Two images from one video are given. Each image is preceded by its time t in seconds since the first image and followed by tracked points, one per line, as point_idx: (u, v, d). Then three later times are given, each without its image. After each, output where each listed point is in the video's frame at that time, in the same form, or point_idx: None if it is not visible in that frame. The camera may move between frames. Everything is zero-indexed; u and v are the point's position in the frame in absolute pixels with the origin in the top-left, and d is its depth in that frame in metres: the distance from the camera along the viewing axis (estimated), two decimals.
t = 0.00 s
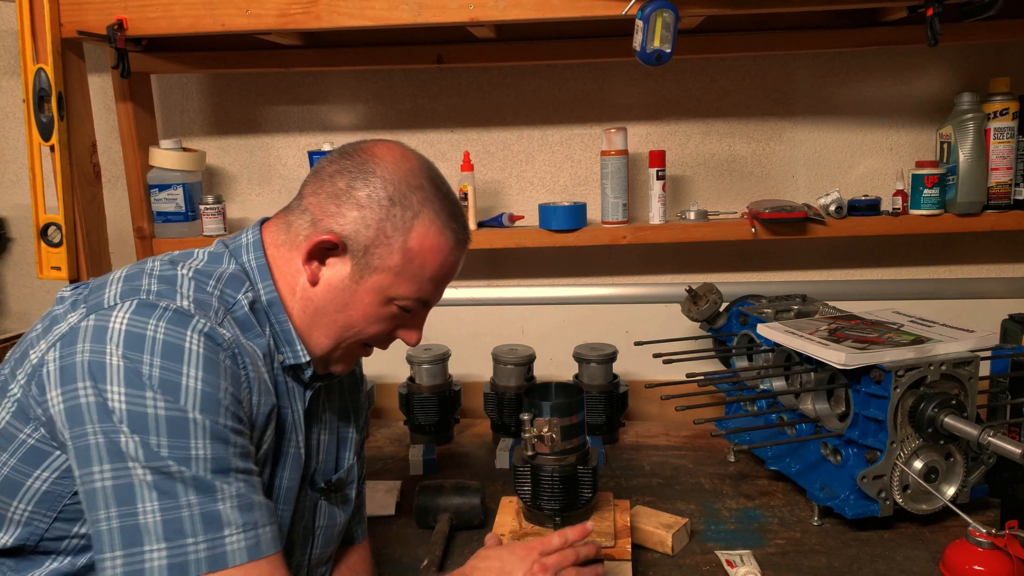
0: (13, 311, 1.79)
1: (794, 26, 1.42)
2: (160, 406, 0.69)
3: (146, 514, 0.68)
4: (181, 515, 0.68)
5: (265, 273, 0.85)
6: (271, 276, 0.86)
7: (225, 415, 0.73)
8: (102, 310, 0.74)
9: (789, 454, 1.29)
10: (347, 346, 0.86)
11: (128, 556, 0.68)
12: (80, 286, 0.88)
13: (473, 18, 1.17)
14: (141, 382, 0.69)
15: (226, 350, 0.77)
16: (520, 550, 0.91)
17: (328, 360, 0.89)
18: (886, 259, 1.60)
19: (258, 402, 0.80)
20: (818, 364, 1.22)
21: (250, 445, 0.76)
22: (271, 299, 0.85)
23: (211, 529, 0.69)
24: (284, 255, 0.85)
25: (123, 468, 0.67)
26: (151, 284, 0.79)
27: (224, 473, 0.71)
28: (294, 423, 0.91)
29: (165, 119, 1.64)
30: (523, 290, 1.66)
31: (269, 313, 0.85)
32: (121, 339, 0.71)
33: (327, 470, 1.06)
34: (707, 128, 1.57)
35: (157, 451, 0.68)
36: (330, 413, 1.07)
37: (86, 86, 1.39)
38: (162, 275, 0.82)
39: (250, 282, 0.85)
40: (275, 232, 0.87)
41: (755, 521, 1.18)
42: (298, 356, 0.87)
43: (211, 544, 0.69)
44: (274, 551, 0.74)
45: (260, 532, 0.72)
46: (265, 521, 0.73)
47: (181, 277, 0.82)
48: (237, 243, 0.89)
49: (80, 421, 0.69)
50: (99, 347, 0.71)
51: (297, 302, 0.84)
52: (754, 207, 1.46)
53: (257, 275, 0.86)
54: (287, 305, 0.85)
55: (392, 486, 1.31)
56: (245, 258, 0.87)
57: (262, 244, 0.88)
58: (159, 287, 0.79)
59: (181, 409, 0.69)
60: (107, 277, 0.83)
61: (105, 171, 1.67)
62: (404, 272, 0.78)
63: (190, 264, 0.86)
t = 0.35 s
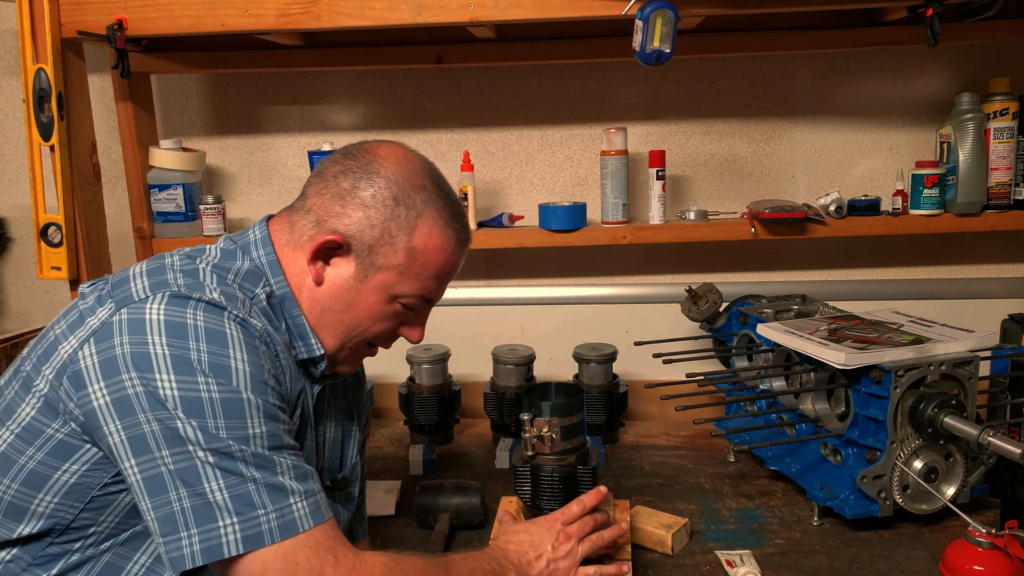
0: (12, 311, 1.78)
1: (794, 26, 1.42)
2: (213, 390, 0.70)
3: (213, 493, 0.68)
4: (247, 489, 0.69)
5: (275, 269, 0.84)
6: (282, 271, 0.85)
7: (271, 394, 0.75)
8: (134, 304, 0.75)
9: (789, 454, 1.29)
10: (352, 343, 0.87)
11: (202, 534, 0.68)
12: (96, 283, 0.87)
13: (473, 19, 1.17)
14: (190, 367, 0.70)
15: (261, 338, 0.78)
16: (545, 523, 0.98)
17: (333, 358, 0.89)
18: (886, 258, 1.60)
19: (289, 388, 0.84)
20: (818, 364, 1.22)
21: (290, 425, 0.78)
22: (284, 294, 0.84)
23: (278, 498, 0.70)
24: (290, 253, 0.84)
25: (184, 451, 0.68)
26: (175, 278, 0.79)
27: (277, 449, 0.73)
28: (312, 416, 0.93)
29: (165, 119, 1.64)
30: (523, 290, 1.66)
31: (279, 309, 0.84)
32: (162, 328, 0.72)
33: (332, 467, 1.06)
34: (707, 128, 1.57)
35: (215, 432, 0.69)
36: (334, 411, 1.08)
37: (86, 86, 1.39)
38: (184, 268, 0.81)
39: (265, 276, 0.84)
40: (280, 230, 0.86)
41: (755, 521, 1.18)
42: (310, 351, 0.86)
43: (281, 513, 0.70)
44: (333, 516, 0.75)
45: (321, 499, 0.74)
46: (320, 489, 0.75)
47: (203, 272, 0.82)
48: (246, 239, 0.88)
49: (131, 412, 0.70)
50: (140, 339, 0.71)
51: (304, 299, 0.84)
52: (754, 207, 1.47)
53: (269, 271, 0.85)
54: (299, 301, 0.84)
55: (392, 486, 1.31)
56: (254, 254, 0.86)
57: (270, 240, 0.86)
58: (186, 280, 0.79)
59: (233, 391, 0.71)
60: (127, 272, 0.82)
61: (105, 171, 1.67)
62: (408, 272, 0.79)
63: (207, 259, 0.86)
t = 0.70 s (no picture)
0: (12, 311, 1.78)
1: (794, 26, 1.42)
2: (218, 393, 0.70)
3: (218, 494, 0.68)
4: (252, 491, 0.69)
5: (275, 267, 0.85)
6: (280, 269, 0.85)
7: (275, 397, 0.75)
8: (139, 306, 0.74)
9: (789, 454, 1.29)
10: (336, 322, 0.84)
11: (208, 535, 0.68)
12: (99, 284, 0.86)
13: (473, 18, 1.17)
14: (195, 371, 0.70)
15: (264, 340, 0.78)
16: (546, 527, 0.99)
17: (318, 342, 0.87)
18: (885, 258, 1.60)
19: (292, 388, 0.84)
20: (818, 364, 1.22)
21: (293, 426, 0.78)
22: (283, 292, 0.84)
23: (282, 500, 0.70)
24: (279, 237, 0.85)
25: (189, 454, 0.68)
26: (180, 280, 0.79)
27: (281, 452, 0.73)
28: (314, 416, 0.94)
29: (165, 119, 1.64)
30: (522, 290, 1.66)
31: (278, 306, 0.84)
32: (167, 332, 0.72)
33: (333, 467, 1.07)
34: (707, 128, 1.57)
35: (220, 436, 0.69)
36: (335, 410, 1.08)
37: (86, 86, 1.39)
38: (187, 269, 0.81)
39: (267, 277, 0.85)
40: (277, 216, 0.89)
41: (755, 521, 1.18)
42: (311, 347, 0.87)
43: (285, 515, 0.70)
44: (334, 517, 0.75)
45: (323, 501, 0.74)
46: (322, 491, 0.75)
47: (206, 274, 0.81)
48: (247, 238, 0.88)
49: (136, 415, 0.70)
50: (145, 342, 0.71)
51: (286, 275, 0.84)
52: (754, 207, 1.46)
53: (268, 270, 0.85)
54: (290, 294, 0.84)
55: (392, 486, 1.31)
56: (256, 254, 0.86)
57: (270, 238, 0.87)
58: (190, 282, 0.79)
59: (238, 395, 0.71)
60: (131, 273, 0.82)
61: (106, 171, 1.67)
62: (376, 230, 0.77)
63: (210, 260, 0.86)
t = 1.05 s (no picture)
0: (13, 311, 1.78)
1: (793, 26, 1.42)
2: (210, 389, 0.70)
3: (212, 489, 0.68)
4: (246, 485, 0.69)
5: (270, 265, 0.85)
6: (277, 266, 0.85)
7: (267, 393, 0.75)
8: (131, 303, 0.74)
9: (789, 454, 1.29)
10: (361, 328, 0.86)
11: (203, 529, 0.68)
12: (92, 283, 0.87)
13: (473, 18, 1.17)
14: (187, 368, 0.70)
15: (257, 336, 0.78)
16: (545, 529, 0.99)
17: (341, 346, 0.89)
18: (885, 258, 1.60)
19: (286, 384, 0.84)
20: (818, 364, 1.22)
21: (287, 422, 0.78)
22: (280, 289, 0.84)
23: (276, 494, 0.70)
24: (290, 252, 0.83)
25: (182, 450, 0.68)
26: (172, 277, 0.79)
27: (275, 447, 0.73)
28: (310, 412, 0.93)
29: (165, 119, 1.64)
30: (522, 290, 1.66)
31: (271, 303, 0.85)
32: (159, 328, 0.72)
33: (331, 464, 1.07)
34: (707, 128, 1.57)
35: (212, 431, 0.69)
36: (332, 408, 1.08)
37: (86, 86, 1.39)
38: (180, 267, 0.81)
39: (261, 273, 0.85)
40: (274, 223, 0.86)
41: (755, 521, 1.18)
42: (308, 344, 0.87)
43: (280, 508, 0.70)
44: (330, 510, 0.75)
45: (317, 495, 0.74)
46: (317, 485, 0.75)
47: (198, 272, 0.81)
48: (241, 236, 0.88)
49: (129, 412, 0.70)
50: (137, 339, 0.71)
51: (307, 291, 0.84)
52: (754, 207, 1.47)
53: (264, 267, 0.85)
54: (296, 294, 0.85)
55: (392, 486, 1.31)
56: (249, 251, 0.86)
57: (264, 236, 0.87)
58: (183, 280, 0.79)
59: (230, 391, 0.71)
60: (124, 272, 0.82)
61: (106, 171, 1.67)
62: (409, 250, 0.79)
63: (203, 258, 0.86)
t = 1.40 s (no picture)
0: (13, 311, 1.78)
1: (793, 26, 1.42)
2: (197, 399, 0.70)
3: (184, 502, 0.68)
4: (218, 503, 0.69)
5: (273, 267, 0.85)
6: (280, 269, 0.85)
7: (258, 407, 0.74)
8: (131, 305, 0.74)
9: (789, 454, 1.29)
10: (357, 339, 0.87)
11: (166, 545, 0.68)
12: (95, 282, 0.87)
13: (473, 18, 1.17)
14: (178, 376, 0.70)
15: (254, 345, 0.77)
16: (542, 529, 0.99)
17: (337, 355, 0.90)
18: (885, 258, 1.60)
19: (281, 390, 0.84)
20: (818, 364, 1.22)
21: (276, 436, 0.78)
22: (281, 292, 0.84)
23: (245, 516, 0.70)
24: (292, 257, 0.84)
25: (161, 459, 0.68)
26: (173, 280, 0.79)
27: (256, 463, 0.72)
28: (309, 417, 0.93)
29: (165, 119, 1.64)
30: (522, 290, 1.66)
31: (277, 304, 0.84)
32: (154, 333, 0.72)
33: (331, 465, 1.06)
34: (707, 128, 1.57)
35: (194, 442, 0.69)
36: (332, 409, 1.07)
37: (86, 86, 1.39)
38: (182, 269, 0.82)
39: (264, 276, 0.85)
40: (279, 228, 0.86)
41: (755, 521, 1.18)
42: (309, 347, 0.86)
43: (246, 530, 0.70)
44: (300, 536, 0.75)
45: (291, 517, 0.73)
46: (294, 507, 0.74)
47: (200, 274, 0.81)
48: (245, 238, 0.88)
49: (116, 415, 0.70)
50: (133, 342, 0.71)
51: (305, 299, 0.84)
52: (754, 207, 1.47)
53: (267, 268, 0.85)
54: (297, 300, 0.84)
55: (392, 486, 1.31)
56: (253, 253, 0.86)
57: (268, 239, 0.87)
58: (183, 282, 0.79)
59: (218, 403, 0.70)
60: (126, 271, 0.82)
61: (105, 171, 1.67)
62: (409, 269, 0.79)
63: (206, 259, 0.86)
